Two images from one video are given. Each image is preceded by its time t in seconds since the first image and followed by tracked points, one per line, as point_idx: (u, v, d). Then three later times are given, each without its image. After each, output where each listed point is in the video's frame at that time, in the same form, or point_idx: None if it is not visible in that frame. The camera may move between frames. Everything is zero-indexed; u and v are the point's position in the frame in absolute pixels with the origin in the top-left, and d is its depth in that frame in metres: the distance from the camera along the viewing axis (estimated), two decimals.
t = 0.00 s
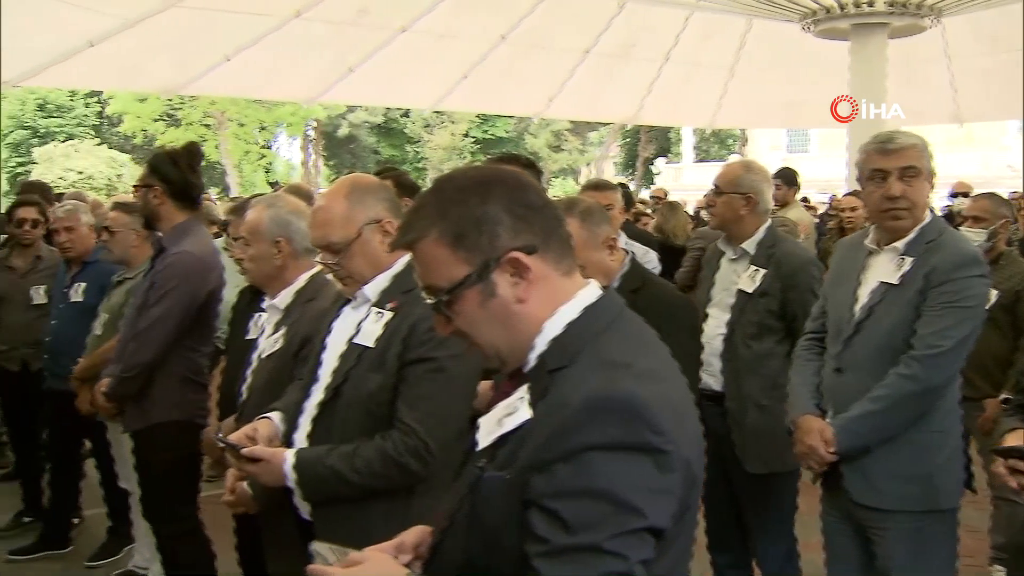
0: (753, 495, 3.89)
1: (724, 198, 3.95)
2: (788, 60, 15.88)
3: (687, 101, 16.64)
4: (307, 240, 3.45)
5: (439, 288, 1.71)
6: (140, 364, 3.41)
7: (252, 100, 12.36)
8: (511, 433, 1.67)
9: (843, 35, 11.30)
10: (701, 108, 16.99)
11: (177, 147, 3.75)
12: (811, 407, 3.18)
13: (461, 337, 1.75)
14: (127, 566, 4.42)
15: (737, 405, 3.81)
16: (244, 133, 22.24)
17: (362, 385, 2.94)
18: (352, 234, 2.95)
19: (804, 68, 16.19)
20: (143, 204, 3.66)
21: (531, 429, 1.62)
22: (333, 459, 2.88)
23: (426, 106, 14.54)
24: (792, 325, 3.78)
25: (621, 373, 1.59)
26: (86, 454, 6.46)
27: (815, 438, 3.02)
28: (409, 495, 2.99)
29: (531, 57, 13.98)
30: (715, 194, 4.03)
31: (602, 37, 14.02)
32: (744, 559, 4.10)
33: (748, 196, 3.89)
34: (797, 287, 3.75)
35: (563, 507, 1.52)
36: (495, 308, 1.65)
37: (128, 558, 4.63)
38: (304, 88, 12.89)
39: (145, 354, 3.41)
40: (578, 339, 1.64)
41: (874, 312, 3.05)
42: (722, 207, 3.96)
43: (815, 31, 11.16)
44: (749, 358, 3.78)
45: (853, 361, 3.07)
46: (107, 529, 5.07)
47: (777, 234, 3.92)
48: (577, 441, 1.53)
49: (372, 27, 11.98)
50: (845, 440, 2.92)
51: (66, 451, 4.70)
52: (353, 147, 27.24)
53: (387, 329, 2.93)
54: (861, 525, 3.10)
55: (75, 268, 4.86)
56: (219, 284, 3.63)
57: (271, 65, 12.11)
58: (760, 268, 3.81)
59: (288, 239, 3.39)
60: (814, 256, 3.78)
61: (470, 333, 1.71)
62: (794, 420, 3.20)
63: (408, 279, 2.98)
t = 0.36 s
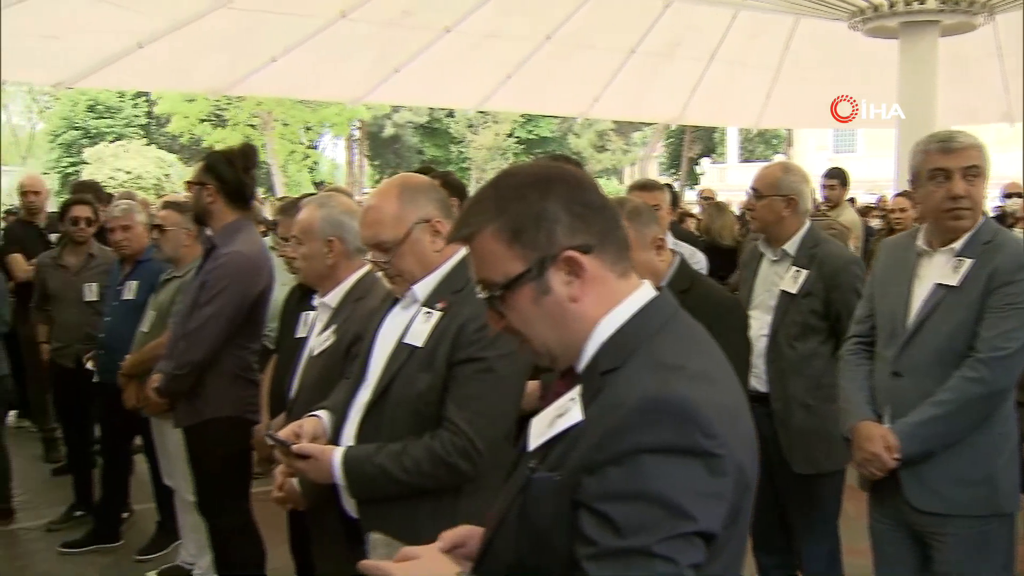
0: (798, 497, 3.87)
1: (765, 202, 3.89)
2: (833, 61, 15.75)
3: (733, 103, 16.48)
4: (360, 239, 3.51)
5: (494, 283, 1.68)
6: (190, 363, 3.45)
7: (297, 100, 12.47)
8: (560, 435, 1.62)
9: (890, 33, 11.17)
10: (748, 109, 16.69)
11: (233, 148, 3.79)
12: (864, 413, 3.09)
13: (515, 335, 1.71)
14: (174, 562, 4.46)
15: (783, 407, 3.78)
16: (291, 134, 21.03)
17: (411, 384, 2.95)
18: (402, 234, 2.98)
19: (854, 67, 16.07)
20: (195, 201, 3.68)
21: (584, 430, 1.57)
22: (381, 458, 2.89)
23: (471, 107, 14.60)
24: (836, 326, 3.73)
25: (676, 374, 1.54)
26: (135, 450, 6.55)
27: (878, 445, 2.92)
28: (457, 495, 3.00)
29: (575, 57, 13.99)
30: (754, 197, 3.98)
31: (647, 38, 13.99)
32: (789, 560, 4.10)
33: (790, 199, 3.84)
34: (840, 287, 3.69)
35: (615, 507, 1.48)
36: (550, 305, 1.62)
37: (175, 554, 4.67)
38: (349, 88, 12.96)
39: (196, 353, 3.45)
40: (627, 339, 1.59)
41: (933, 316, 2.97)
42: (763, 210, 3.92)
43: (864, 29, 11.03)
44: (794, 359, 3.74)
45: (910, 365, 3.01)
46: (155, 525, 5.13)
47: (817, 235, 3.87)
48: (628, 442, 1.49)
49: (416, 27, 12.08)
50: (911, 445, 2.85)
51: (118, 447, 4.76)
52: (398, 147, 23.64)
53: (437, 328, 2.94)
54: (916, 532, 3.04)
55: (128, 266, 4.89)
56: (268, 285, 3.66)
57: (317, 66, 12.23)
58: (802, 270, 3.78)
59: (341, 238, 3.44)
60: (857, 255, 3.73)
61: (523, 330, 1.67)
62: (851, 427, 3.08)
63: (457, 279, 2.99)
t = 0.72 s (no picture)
0: (853, 501, 3.83)
1: (816, 203, 3.87)
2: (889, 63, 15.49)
3: (783, 104, 16.30)
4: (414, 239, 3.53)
5: (612, 239, 1.54)
6: (249, 358, 3.50)
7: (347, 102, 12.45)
8: (643, 430, 1.49)
9: (947, 30, 10.98)
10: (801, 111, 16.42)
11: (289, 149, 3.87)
12: (930, 417, 3.06)
13: (601, 306, 1.56)
14: (226, 557, 4.50)
15: (842, 409, 3.75)
16: (341, 132, 19.94)
17: (465, 384, 2.96)
18: (457, 235, 2.99)
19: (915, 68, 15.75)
20: (250, 199, 3.76)
21: (677, 422, 1.44)
22: (436, 456, 2.91)
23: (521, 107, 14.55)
24: (893, 325, 3.74)
25: (775, 362, 1.45)
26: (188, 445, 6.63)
27: (954, 451, 2.88)
28: (511, 494, 3.00)
29: (625, 57, 13.86)
30: (804, 199, 3.95)
31: (698, 37, 13.87)
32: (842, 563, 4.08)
33: (842, 199, 3.81)
34: (896, 286, 3.70)
35: (726, 501, 1.37)
36: (666, 280, 1.53)
37: (226, 549, 4.71)
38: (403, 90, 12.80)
39: (255, 349, 3.50)
40: (712, 327, 1.49)
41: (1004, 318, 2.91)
42: (814, 211, 3.89)
43: (919, 26, 10.74)
44: (851, 361, 3.74)
45: (981, 369, 2.96)
46: (208, 521, 5.19)
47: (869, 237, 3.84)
48: (733, 433, 1.39)
49: (467, 27, 12.16)
50: (989, 451, 2.82)
51: (172, 443, 4.82)
52: (446, 147, 22.60)
53: (492, 328, 2.95)
54: (979, 539, 2.99)
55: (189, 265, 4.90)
56: (323, 283, 3.72)
57: (367, 67, 12.29)
58: (857, 270, 3.77)
59: (395, 238, 3.46)
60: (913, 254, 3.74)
61: (624, 300, 1.54)
62: (921, 434, 3.05)
63: (512, 279, 3.00)
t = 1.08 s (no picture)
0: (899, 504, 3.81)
1: (877, 202, 3.89)
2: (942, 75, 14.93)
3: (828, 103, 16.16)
4: (460, 239, 3.56)
5: (732, 222, 1.56)
6: (297, 354, 3.55)
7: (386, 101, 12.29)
8: (764, 413, 1.44)
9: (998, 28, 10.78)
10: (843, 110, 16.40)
11: (331, 148, 3.87)
12: (983, 421, 3.03)
13: (712, 286, 1.54)
14: (268, 554, 4.54)
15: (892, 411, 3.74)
16: (381, 133, 22.82)
17: (513, 383, 2.96)
18: (506, 234, 3.01)
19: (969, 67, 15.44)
20: (293, 199, 3.79)
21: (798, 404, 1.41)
22: (483, 456, 2.91)
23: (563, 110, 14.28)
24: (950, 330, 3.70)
25: (869, 343, 1.49)
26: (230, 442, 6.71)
27: (1008, 455, 2.90)
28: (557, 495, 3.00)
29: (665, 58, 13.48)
30: (862, 197, 3.97)
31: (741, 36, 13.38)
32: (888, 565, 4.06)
33: (904, 198, 3.83)
34: (956, 289, 3.66)
35: (868, 471, 1.35)
36: (769, 268, 1.57)
37: (268, 546, 4.75)
38: (443, 89, 12.61)
39: (303, 345, 3.56)
40: (797, 321, 1.54)
41: None
42: (873, 210, 3.92)
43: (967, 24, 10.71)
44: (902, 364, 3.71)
45: None
46: (251, 517, 5.23)
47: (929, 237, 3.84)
48: (864, 405, 1.38)
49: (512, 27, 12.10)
50: None
51: (217, 440, 4.87)
52: (487, 147, 25.40)
53: (539, 328, 2.95)
54: None
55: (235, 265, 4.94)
56: (368, 280, 3.75)
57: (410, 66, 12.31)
58: (914, 272, 3.75)
59: (442, 237, 3.52)
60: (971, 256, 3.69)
61: (736, 282, 1.54)
62: (971, 437, 3.03)
63: (560, 279, 3.00)
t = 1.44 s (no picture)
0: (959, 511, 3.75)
1: (954, 211, 4.02)
2: None
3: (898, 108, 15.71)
4: (504, 239, 3.57)
5: (828, 219, 1.52)
6: (344, 353, 3.57)
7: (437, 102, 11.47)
8: (871, 410, 1.42)
9: None
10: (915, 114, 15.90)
11: (379, 148, 3.88)
12: None
13: (810, 281, 1.50)
14: (315, 551, 4.57)
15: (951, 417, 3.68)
16: (428, 132, 20.36)
17: (565, 383, 2.96)
18: (559, 233, 3.04)
19: None
20: (341, 198, 3.81)
21: (903, 398, 1.41)
22: (535, 456, 2.91)
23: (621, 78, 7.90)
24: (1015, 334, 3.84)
25: (950, 335, 1.51)
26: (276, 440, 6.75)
27: None
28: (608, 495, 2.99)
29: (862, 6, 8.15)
30: (936, 207, 4.08)
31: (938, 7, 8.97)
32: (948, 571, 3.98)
33: (981, 207, 4.00)
34: None
35: (984, 459, 1.37)
36: (857, 266, 1.55)
37: (315, 544, 4.78)
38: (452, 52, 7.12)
39: (350, 344, 3.58)
40: (877, 319, 1.53)
41: None
42: (949, 220, 4.05)
43: None
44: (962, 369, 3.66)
45: None
46: (299, 515, 5.27)
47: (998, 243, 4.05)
48: (968, 392, 1.39)
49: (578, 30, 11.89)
50: None
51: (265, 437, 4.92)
52: (532, 147, 22.70)
53: (592, 328, 2.95)
54: None
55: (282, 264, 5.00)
56: (415, 279, 3.77)
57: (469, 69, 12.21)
58: (983, 280, 3.91)
59: (478, 239, 3.55)
60: None
61: (832, 279, 1.51)
62: None
63: (613, 280, 3.00)
